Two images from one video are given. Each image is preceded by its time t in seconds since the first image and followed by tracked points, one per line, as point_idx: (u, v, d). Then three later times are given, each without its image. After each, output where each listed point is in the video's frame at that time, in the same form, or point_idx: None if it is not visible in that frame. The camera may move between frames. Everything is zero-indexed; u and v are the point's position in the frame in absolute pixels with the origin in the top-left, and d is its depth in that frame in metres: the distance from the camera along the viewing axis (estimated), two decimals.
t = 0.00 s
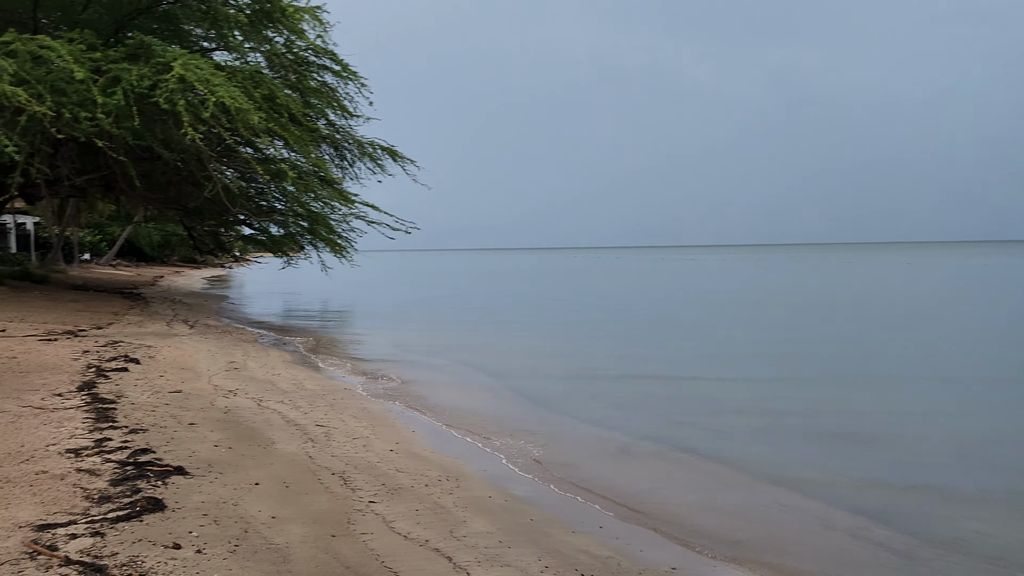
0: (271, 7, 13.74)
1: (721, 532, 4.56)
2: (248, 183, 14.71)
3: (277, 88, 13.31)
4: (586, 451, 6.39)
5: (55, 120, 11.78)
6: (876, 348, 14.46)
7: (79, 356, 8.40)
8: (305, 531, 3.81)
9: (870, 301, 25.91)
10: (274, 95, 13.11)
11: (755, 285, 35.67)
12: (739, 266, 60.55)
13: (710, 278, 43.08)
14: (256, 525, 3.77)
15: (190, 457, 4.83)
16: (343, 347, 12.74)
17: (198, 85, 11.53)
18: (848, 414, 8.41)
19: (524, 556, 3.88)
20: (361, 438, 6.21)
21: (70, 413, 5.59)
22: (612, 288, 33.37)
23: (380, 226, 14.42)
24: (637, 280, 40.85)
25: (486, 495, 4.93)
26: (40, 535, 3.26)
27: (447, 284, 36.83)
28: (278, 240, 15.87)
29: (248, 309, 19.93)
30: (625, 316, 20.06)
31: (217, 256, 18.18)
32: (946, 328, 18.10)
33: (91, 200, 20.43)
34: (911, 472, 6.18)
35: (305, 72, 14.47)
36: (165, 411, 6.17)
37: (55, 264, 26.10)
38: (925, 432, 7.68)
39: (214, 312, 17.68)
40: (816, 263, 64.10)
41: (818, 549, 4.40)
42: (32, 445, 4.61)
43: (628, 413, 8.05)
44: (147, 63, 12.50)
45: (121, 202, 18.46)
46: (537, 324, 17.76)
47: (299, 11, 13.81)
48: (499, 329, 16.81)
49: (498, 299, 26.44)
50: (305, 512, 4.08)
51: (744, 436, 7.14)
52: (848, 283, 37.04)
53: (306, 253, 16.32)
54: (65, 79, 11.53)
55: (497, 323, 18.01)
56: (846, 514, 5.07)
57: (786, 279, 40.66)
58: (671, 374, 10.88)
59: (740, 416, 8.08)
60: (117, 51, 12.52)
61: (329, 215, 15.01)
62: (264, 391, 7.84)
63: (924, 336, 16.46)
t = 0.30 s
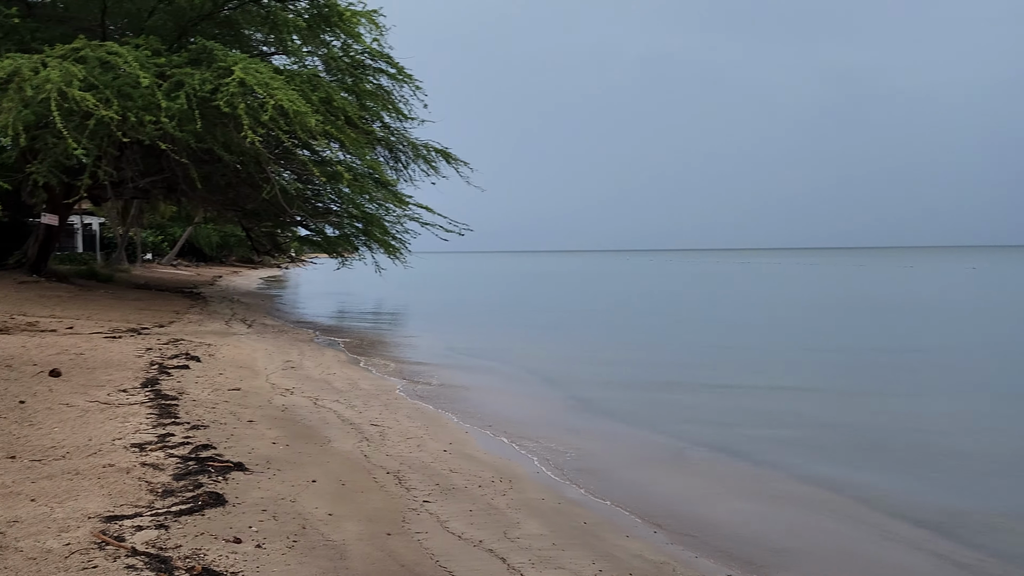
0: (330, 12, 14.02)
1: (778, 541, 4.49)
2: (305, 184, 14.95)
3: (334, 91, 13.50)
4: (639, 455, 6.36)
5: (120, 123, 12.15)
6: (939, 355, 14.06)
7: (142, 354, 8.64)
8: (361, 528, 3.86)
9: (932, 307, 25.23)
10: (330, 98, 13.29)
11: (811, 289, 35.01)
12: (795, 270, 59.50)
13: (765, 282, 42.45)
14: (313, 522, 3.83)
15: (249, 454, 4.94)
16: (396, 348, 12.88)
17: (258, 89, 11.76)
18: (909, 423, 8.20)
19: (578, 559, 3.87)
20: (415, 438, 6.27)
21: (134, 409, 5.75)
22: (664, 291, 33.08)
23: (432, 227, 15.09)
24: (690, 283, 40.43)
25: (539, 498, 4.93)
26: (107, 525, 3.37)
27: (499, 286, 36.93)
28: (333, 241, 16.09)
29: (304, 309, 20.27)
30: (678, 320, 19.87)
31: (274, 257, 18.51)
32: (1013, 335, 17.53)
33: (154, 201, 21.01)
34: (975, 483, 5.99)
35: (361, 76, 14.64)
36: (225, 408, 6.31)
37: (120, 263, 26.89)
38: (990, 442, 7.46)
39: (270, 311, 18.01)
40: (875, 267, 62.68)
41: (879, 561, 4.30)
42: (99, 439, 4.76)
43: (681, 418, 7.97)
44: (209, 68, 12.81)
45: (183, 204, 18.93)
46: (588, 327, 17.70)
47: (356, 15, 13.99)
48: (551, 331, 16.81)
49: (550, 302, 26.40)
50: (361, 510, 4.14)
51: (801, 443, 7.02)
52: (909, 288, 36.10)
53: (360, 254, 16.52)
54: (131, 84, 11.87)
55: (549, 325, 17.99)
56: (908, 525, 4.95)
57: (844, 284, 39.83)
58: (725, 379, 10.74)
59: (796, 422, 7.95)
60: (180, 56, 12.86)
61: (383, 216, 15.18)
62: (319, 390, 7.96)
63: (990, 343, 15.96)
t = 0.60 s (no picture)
0: (378, 16, 14.16)
1: (826, 551, 4.42)
2: (352, 188, 15.12)
3: (381, 95, 13.63)
4: (683, 461, 6.31)
5: (174, 127, 12.42)
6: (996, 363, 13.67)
7: (193, 353, 8.82)
8: (406, 529, 3.88)
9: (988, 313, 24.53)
10: (378, 102, 13.42)
11: (861, 294, 34.34)
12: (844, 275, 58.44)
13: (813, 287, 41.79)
14: (359, 521, 3.87)
15: (296, 453, 5.01)
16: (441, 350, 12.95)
17: (307, 93, 11.91)
18: (964, 432, 7.99)
19: (621, 564, 3.85)
20: (459, 439, 6.30)
21: (185, 407, 5.87)
22: (709, 296, 32.73)
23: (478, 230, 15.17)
24: (736, 288, 39.95)
25: (583, 502, 4.91)
26: (159, 521, 3.44)
27: (544, 290, 36.93)
28: (379, 243, 16.24)
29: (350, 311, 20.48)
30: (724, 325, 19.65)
31: (321, 259, 18.74)
32: None
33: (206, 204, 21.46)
34: None
35: (408, 80, 14.75)
36: (273, 407, 6.41)
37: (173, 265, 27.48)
38: None
39: (317, 313, 18.24)
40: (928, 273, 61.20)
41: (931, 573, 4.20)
42: (152, 436, 4.86)
43: (727, 424, 7.88)
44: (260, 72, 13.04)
45: (233, 206, 19.28)
46: (633, 332, 17.60)
47: (404, 20, 14.10)
48: (595, 335, 16.75)
49: (595, 306, 26.28)
50: (406, 510, 4.16)
51: (849, 451, 6.89)
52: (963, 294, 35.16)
53: (406, 256, 16.65)
54: (185, 89, 12.12)
55: (594, 329, 17.93)
56: (962, 537, 4.82)
57: (896, 289, 38.99)
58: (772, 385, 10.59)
59: (844, 430, 7.81)
60: (232, 62, 13.11)
61: (429, 219, 15.29)
62: (365, 391, 8.04)
63: None
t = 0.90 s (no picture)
0: (414, 23, 14.20)
1: (865, 564, 4.34)
2: (388, 193, 15.24)
3: (417, 101, 13.70)
4: (719, 470, 6.25)
5: (215, 133, 12.62)
6: None
7: (231, 356, 8.94)
8: (440, 533, 3.89)
9: None
10: (414, 108, 13.49)
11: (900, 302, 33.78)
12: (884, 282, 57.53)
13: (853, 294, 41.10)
14: (393, 525, 3.88)
15: (331, 456, 5.04)
16: (475, 356, 12.98)
17: (344, 99, 12.01)
18: (1009, 445, 7.82)
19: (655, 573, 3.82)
20: (493, 445, 6.30)
21: (223, 409, 5.95)
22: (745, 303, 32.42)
23: (512, 235, 15.42)
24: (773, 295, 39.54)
25: (617, 509, 4.89)
26: (197, 521, 3.48)
27: (578, 296, 36.81)
28: (414, 248, 16.33)
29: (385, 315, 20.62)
30: (761, 333, 19.44)
31: (357, 264, 18.88)
32: None
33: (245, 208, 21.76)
34: None
35: (444, 85, 14.83)
36: (309, 410, 6.47)
37: (212, 268, 27.89)
38: None
39: (352, 317, 18.38)
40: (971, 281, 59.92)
41: None
42: (190, 437, 4.93)
43: (764, 434, 7.78)
44: (298, 78, 13.20)
45: (271, 211, 19.53)
46: (668, 338, 17.45)
47: (440, 26, 14.13)
48: (630, 341, 16.66)
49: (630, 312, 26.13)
50: (440, 515, 4.17)
51: (890, 463, 6.77)
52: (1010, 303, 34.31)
53: (440, 261, 16.72)
54: (225, 95, 12.30)
55: (628, 336, 17.83)
56: (1006, 552, 4.71)
57: (938, 298, 38.29)
58: (810, 394, 10.44)
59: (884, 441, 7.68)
60: (271, 68, 13.29)
61: (463, 225, 15.34)
62: (399, 395, 8.08)
63: None
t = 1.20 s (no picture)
0: (442, 27, 14.26)
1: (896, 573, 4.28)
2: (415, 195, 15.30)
3: (444, 104, 13.76)
4: (745, 476, 6.21)
5: (244, 136, 12.74)
6: None
7: (259, 356, 9.01)
8: (466, 537, 3.89)
9: None
10: (441, 110, 13.54)
11: (931, 309, 33.32)
12: (915, 288, 56.77)
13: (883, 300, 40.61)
14: (419, 528, 3.88)
15: (358, 457, 5.07)
16: (502, 358, 12.99)
17: (372, 102, 12.07)
18: None
19: None
20: (519, 448, 6.29)
21: (251, 409, 6.00)
22: (772, 308, 32.12)
23: (537, 239, 15.24)
24: (802, 300, 39.16)
25: (644, 515, 4.87)
26: (226, 521, 3.51)
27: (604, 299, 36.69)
28: (440, 250, 16.39)
29: (411, 318, 20.69)
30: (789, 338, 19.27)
31: (383, 266, 18.95)
32: None
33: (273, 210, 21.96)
34: None
35: (471, 89, 14.88)
36: (335, 411, 6.50)
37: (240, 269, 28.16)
38: None
39: (379, 319, 18.47)
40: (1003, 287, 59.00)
41: None
42: (219, 437, 4.98)
43: (792, 439, 7.72)
44: (326, 82, 13.29)
45: (299, 213, 19.70)
46: (694, 343, 17.34)
47: (467, 30, 14.16)
48: (657, 345, 16.58)
49: (657, 316, 26.02)
50: (466, 518, 4.17)
51: (920, 471, 6.68)
52: None
53: (466, 264, 16.74)
54: (255, 99, 12.41)
55: (654, 340, 17.73)
56: None
57: (971, 303, 37.76)
58: (840, 401, 10.32)
59: (915, 449, 7.59)
60: (300, 72, 13.40)
61: (490, 227, 15.35)
62: (425, 397, 8.10)
63: None
